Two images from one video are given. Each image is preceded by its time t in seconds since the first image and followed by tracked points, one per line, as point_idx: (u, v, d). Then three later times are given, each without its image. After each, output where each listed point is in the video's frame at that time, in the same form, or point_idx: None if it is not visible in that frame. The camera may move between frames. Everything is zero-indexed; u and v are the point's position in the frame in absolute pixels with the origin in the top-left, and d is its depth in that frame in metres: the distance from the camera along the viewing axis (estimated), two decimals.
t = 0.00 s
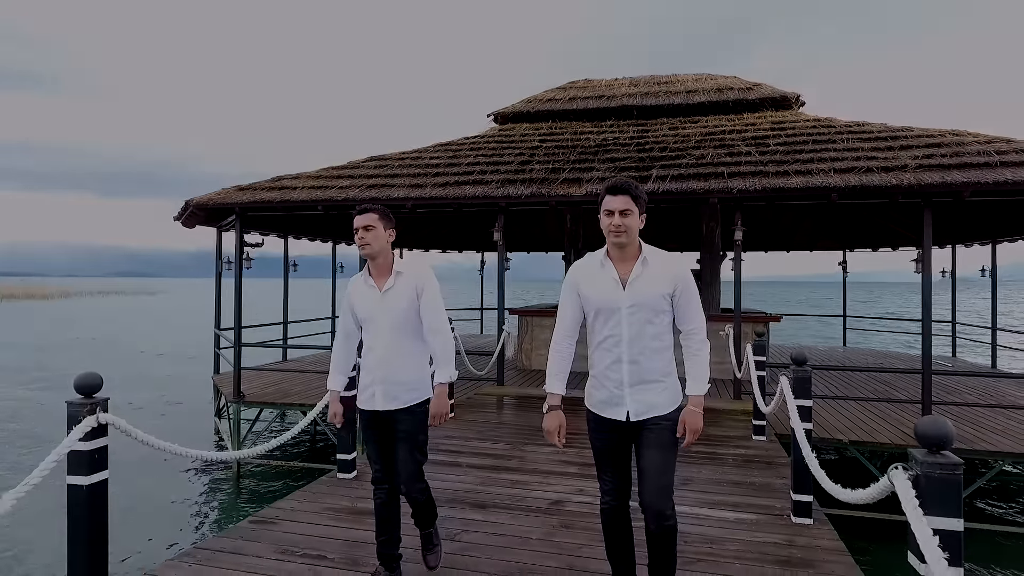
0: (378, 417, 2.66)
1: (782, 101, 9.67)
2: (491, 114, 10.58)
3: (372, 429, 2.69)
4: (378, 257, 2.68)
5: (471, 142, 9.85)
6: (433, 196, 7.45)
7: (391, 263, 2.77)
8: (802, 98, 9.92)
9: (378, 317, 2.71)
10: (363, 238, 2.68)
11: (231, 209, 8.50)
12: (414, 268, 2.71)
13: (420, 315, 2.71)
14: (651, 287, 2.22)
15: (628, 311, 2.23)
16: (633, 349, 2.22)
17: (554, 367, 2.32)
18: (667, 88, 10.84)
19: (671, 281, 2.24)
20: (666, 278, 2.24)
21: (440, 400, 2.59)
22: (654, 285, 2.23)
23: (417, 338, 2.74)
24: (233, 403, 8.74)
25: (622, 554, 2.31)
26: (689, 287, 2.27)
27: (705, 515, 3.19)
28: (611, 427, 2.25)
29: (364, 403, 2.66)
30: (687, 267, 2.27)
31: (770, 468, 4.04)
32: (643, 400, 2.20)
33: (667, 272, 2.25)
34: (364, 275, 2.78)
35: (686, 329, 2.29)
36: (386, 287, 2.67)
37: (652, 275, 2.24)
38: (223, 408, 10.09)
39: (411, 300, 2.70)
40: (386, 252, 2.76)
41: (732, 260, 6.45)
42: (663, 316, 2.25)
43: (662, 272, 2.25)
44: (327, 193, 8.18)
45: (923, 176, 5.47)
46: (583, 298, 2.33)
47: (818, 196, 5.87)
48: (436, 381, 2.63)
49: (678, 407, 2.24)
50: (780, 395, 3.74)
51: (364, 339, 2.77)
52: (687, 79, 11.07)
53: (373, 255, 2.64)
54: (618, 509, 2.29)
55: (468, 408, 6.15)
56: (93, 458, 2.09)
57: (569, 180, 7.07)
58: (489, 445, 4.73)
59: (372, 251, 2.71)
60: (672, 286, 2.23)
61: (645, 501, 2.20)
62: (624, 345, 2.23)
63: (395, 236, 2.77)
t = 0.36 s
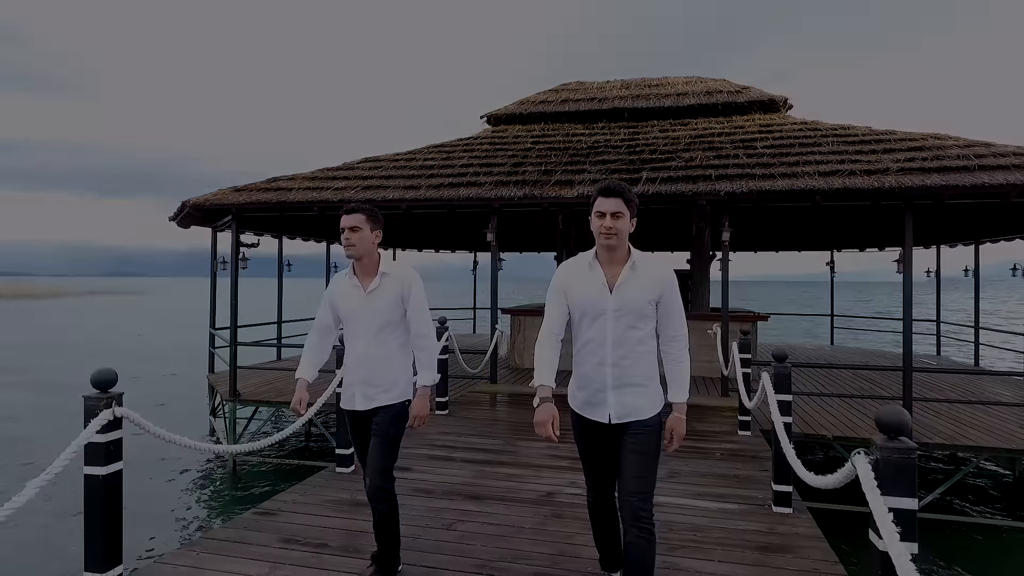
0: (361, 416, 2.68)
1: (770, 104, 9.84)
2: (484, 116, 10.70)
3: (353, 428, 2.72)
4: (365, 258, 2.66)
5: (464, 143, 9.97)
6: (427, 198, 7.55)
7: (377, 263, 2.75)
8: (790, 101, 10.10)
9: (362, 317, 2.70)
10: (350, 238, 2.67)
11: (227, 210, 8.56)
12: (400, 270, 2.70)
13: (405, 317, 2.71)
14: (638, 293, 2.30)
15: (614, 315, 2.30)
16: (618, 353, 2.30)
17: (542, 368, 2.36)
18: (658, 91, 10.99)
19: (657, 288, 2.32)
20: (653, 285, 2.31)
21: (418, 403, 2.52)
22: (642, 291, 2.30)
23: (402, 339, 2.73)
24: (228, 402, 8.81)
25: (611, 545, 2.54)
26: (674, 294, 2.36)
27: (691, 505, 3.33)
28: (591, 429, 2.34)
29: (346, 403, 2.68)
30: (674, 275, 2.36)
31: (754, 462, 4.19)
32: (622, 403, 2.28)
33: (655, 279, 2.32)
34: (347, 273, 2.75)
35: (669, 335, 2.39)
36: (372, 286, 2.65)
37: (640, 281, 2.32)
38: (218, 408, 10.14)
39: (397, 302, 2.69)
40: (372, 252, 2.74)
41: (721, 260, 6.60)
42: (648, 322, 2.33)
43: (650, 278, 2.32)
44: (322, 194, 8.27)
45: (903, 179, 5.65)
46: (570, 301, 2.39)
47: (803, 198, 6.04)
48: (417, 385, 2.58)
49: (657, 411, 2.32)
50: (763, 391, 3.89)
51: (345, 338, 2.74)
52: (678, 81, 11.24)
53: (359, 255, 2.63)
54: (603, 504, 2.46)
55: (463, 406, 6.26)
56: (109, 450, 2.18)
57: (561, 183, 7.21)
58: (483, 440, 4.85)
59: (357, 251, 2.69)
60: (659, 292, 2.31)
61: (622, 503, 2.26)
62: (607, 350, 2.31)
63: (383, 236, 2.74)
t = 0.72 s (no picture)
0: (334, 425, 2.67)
1: (755, 107, 10.05)
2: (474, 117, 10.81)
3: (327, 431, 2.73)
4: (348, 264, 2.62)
5: (455, 144, 10.07)
6: (418, 198, 7.65)
7: (360, 269, 2.72)
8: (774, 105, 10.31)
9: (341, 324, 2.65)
10: (333, 242, 2.63)
11: (219, 210, 8.60)
12: (383, 279, 2.69)
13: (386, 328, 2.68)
14: (625, 298, 2.34)
15: (599, 318, 2.34)
16: (602, 356, 2.33)
17: (526, 371, 2.41)
18: (645, 94, 11.16)
19: (643, 294, 2.37)
20: (639, 290, 2.37)
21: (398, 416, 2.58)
22: (628, 295, 2.35)
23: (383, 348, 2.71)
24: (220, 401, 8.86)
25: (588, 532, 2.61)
26: (659, 301, 2.42)
27: (674, 495, 3.47)
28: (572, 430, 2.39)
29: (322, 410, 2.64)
30: (660, 281, 2.41)
31: (736, 455, 4.35)
32: (603, 406, 2.32)
33: (641, 284, 2.37)
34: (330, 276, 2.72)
35: (652, 341, 2.44)
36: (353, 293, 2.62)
37: (625, 285, 2.36)
38: (209, 407, 10.17)
39: (377, 313, 2.66)
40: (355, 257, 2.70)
41: (705, 260, 6.76)
42: (632, 326, 2.37)
43: (635, 283, 2.37)
44: (314, 195, 8.34)
45: (881, 182, 5.84)
46: (555, 303, 2.41)
47: (785, 200, 6.21)
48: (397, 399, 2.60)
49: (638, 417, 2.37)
50: (742, 386, 4.04)
51: (324, 343, 2.71)
52: (665, 84, 11.42)
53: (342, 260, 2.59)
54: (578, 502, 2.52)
55: (453, 403, 6.37)
56: (116, 442, 2.28)
57: (550, 185, 7.35)
58: (474, 436, 4.97)
59: (340, 256, 2.65)
60: (646, 298, 2.37)
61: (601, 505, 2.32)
62: (590, 354, 2.34)
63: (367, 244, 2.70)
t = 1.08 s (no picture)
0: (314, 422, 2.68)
1: (741, 110, 10.23)
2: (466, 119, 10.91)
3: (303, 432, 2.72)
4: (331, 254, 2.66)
5: (446, 145, 10.18)
6: (409, 199, 7.75)
7: (343, 260, 2.76)
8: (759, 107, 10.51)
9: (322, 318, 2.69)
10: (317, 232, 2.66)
11: (211, 210, 8.65)
12: (362, 273, 2.70)
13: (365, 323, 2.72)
14: (607, 290, 2.43)
15: (580, 310, 2.44)
16: (586, 348, 2.43)
17: (514, 367, 2.57)
18: (634, 96, 11.32)
19: (625, 287, 2.46)
20: (621, 283, 2.46)
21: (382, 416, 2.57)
22: (611, 288, 2.45)
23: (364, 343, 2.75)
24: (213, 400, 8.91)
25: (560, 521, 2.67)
26: (642, 295, 2.50)
27: (657, 485, 3.62)
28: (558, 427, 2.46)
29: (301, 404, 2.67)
30: (644, 275, 2.50)
31: (718, 448, 4.50)
32: (587, 399, 2.41)
33: (624, 277, 2.46)
34: (312, 267, 2.76)
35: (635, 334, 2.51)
36: (332, 286, 2.64)
37: (608, 277, 2.46)
38: (201, 406, 10.20)
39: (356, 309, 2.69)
40: (338, 248, 2.75)
41: (692, 260, 6.91)
42: (615, 318, 2.47)
43: (616, 276, 2.46)
44: (306, 195, 8.42)
45: (860, 184, 6.02)
46: (540, 295, 2.53)
47: (768, 201, 6.37)
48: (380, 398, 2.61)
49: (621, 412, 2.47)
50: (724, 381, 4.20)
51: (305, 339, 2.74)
52: (653, 87, 11.59)
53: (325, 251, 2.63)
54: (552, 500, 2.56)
55: (445, 400, 6.49)
56: (123, 433, 2.38)
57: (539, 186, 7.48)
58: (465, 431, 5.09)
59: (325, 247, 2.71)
60: (628, 290, 2.46)
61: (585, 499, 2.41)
62: (574, 347, 2.45)
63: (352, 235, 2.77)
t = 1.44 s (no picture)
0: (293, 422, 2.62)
1: (725, 113, 10.45)
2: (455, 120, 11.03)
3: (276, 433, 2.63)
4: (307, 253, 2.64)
5: (435, 146, 10.29)
6: (399, 200, 7.85)
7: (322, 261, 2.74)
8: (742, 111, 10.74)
9: (302, 319, 2.66)
10: (294, 231, 2.65)
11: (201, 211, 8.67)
12: (343, 273, 2.67)
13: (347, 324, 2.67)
14: (585, 289, 2.52)
15: (560, 310, 2.54)
16: (568, 348, 2.54)
17: (501, 367, 2.71)
18: (621, 98, 11.51)
19: (603, 287, 2.53)
20: (599, 282, 2.53)
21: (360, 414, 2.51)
22: (590, 288, 2.53)
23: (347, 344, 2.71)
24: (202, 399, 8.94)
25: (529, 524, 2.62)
26: (622, 293, 2.56)
27: (641, 477, 3.76)
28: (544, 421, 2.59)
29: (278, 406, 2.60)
30: (623, 275, 2.55)
31: (701, 442, 4.67)
32: (570, 397, 2.53)
33: (601, 276, 2.54)
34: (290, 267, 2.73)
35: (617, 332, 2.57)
36: (310, 287, 2.62)
37: (586, 276, 2.54)
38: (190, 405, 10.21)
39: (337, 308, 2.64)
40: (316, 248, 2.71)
41: (675, 260, 7.09)
42: (595, 318, 2.55)
43: (594, 274, 2.54)
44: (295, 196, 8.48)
45: (837, 188, 6.23)
46: (522, 296, 2.67)
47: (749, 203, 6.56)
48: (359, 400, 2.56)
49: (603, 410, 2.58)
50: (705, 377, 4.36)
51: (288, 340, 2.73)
52: (639, 90, 11.77)
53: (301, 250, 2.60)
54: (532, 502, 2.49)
55: (435, 397, 6.59)
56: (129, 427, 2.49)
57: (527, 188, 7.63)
58: (456, 427, 5.20)
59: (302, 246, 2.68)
60: (607, 292, 2.53)
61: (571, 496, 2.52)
62: (556, 348, 2.55)
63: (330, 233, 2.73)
